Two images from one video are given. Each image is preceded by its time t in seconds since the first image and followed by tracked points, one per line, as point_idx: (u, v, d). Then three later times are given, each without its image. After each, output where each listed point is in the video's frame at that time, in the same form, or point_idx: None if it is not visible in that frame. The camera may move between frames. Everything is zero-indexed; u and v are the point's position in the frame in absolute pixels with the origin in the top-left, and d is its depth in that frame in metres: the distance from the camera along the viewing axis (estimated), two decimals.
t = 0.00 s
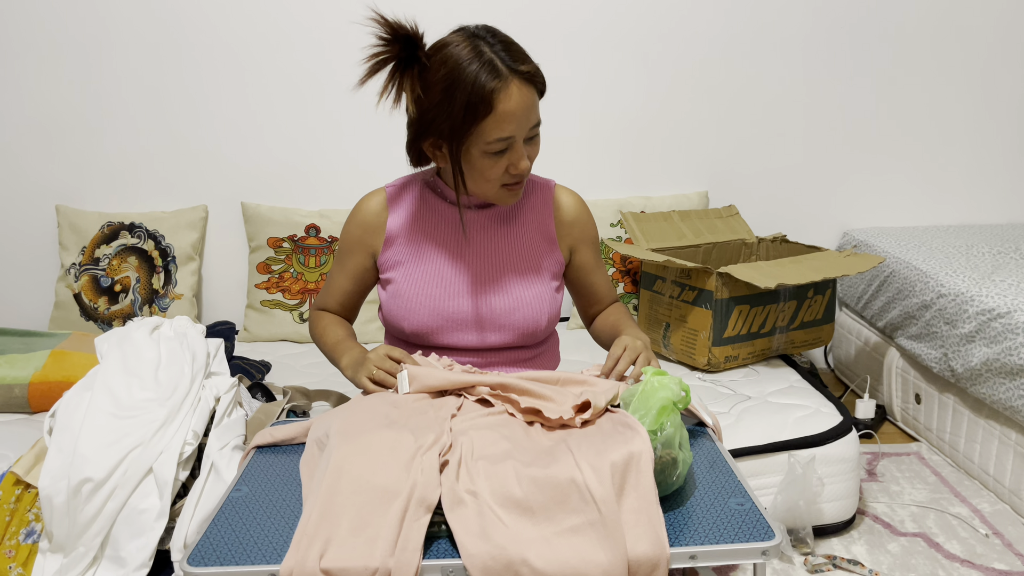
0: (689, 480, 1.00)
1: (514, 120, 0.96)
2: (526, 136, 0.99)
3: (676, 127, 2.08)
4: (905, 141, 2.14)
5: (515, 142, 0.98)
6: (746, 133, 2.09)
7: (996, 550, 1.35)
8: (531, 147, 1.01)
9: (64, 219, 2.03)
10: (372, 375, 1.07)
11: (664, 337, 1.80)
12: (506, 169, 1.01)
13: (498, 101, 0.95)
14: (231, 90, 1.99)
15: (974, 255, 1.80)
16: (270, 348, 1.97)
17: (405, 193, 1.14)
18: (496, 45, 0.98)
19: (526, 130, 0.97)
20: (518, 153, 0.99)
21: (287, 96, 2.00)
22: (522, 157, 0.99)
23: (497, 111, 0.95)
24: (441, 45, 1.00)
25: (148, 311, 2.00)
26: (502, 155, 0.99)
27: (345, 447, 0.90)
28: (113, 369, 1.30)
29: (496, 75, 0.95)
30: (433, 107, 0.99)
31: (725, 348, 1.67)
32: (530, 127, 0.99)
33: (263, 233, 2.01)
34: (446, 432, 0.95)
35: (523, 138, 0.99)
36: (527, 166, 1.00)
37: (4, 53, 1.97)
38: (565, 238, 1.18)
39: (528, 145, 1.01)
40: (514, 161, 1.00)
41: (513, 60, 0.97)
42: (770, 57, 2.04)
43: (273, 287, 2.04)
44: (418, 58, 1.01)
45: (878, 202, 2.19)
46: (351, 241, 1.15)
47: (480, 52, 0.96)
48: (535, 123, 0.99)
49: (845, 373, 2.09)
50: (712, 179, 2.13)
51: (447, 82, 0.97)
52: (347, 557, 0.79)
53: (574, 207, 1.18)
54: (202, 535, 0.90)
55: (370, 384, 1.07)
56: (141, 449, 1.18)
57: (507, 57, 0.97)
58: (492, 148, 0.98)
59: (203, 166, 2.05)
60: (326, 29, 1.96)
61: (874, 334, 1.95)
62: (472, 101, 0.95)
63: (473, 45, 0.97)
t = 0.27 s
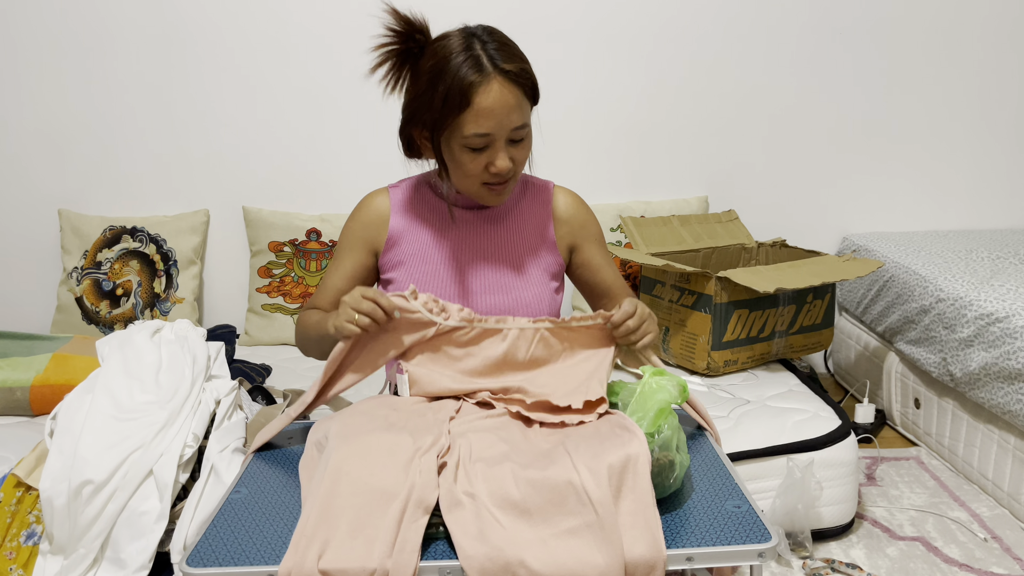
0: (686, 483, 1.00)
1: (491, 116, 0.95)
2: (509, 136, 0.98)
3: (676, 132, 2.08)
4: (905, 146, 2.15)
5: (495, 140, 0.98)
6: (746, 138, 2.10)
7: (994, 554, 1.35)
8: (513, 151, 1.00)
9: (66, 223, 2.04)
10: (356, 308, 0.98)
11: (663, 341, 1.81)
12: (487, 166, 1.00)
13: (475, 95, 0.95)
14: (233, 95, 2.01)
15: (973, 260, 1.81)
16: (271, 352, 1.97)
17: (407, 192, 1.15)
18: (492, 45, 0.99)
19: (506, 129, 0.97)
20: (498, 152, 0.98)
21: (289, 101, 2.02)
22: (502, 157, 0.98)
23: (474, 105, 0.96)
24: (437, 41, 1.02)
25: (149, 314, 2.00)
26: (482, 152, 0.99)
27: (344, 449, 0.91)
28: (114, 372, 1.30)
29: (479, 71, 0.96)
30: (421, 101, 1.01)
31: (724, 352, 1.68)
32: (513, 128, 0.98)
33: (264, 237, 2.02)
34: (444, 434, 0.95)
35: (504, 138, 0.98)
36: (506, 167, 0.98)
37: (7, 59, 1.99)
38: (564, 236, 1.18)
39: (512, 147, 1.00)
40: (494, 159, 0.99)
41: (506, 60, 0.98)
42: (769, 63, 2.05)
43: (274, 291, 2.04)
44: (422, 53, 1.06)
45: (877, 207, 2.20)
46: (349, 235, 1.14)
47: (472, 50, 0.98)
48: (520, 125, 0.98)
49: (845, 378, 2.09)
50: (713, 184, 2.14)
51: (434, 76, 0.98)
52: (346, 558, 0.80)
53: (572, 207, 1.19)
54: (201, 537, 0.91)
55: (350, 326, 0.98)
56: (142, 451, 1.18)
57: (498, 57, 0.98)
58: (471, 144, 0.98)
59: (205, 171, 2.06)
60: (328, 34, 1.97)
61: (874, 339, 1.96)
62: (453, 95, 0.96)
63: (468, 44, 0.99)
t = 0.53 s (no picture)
0: (687, 485, 1.01)
1: (463, 90, 0.99)
2: (484, 113, 1.01)
3: (677, 137, 2.09)
4: (905, 151, 2.16)
5: (469, 115, 1.01)
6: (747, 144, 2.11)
7: (995, 556, 1.35)
8: (491, 130, 1.02)
9: (69, 228, 2.05)
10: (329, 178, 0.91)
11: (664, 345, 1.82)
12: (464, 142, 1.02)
13: (450, 72, 1.00)
14: (236, 101, 2.02)
15: (973, 264, 1.81)
16: (273, 357, 1.98)
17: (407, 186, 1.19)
18: (480, 34, 1.04)
19: (479, 102, 0.99)
20: (473, 128, 1.01)
21: (292, 107, 2.02)
22: (476, 133, 1.00)
23: (448, 81, 1.00)
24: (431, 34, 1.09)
25: (153, 319, 2.01)
26: (458, 127, 1.02)
27: (346, 451, 0.91)
28: (118, 377, 1.31)
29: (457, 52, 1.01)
30: (410, 88, 1.07)
31: (725, 356, 1.68)
32: (488, 104, 1.00)
33: (267, 243, 2.03)
34: (446, 436, 0.96)
35: (479, 114, 1.00)
36: (480, 142, 1.00)
37: (12, 65, 2.00)
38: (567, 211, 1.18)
39: (490, 127, 1.02)
40: (469, 136, 1.01)
41: (488, 46, 1.03)
42: (770, 68, 2.06)
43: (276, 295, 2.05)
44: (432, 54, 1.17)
45: (877, 211, 2.21)
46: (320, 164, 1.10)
47: (457, 37, 1.04)
48: (496, 102, 1.00)
49: (846, 382, 2.10)
50: (713, 189, 2.14)
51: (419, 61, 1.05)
52: (348, 559, 0.80)
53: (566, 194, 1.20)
54: (205, 539, 0.92)
55: (320, 195, 0.91)
56: (145, 455, 1.19)
57: (481, 43, 1.03)
58: (446, 119, 1.01)
59: (208, 176, 2.07)
60: (330, 41, 1.98)
61: (874, 342, 1.96)
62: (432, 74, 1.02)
63: (456, 33, 1.05)
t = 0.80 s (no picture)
0: (683, 492, 1.01)
1: (447, 78, 1.04)
2: (468, 103, 1.05)
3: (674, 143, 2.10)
4: (901, 157, 2.16)
5: (453, 102, 1.04)
6: (744, 150, 2.12)
7: (993, 561, 1.35)
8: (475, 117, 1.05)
9: (67, 236, 2.05)
10: (292, 78, 0.88)
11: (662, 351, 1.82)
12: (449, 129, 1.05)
13: (437, 64, 1.05)
14: (234, 109, 2.02)
15: (970, 268, 1.81)
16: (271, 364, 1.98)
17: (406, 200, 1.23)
18: (470, 33, 1.11)
19: (462, 90, 1.03)
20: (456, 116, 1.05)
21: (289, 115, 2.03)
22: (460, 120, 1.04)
23: (434, 72, 1.05)
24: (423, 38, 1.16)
25: (150, 327, 2.01)
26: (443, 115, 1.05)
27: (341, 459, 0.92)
28: (115, 384, 1.31)
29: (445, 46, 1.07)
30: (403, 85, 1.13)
31: (722, 361, 1.68)
32: (472, 93, 1.04)
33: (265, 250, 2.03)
34: (442, 443, 0.96)
35: (463, 101, 1.04)
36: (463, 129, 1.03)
37: (11, 75, 2.01)
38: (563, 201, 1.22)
39: (475, 115, 1.05)
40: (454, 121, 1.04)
41: (476, 43, 1.10)
42: (766, 75, 2.06)
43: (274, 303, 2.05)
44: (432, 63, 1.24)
45: (874, 217, 2.21)
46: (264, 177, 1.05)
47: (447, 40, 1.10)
48: (479, 91, 1.04)
49: (844, 387, 2.10)
50: (710, 195, 2.15)
51: (410, 59, 1.12)
52: (342, 567, 0.80)
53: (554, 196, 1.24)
54: (200, 547, 0.91)
55: (284, 97, 0.88)
56: (141, 463, 1.18)
57: (469, 40, 1.10)
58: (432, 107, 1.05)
59: (206, 184, 2.07)
60: (327, 50, 1.99)
61: (872, 347, 1.96)
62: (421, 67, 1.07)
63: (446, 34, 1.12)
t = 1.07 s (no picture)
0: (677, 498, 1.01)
1: (436, 83, 1.03)
2: (457, 107, 1.04)
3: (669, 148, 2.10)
4: (896, 161, 2.16)
5: (441, 106, 1.04)
6: (739, 155, 2.12)
7: (990, 566, 1.35)
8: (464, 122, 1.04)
9: (62, 244, 2.05)
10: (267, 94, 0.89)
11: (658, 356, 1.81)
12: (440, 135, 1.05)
13: (427, 69, 1.05)
14: (228, 116, 2.02)
15: (965, 272, 1.82)
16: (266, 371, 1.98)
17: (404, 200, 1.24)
18: (461, 39, 1.11)
19: (451, 94, 1.02)
20: (446, 120, 1.04)
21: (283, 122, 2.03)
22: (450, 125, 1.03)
23: (425, 77, 1.04)
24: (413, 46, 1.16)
25: (145, 335, 2.01)
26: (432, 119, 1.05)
27: (333, 469, 0.91)
28: (107, 394, 1.31)
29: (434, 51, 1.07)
30: (394, 92, 1.13)
31: (718, 366, 1.68)
32: (462, 97, 1.03)
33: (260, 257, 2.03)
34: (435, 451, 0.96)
35: (452, 106, 1.03)
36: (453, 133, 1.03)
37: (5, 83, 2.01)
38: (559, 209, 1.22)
39: (464, 120, 1.05)
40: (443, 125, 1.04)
41: (466, 49, 1.10)
42: (760, 79, 2.06)
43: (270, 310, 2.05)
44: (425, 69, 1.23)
45: (870, 220, 2.21)
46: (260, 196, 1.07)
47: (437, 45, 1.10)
48: (468, 95, 1.03)
49: (840, 391, 2.10)
50: (705, 200, 2.15)
51: (401, 65, 1.12)
52: None
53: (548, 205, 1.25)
54: (192, 557, 0.90)
55: (259, 117, 0.90)
56: (134, 473, 1.18)
57: (460, 46, 1.10)
58: (421, 111, 1.04)
59: (200, 192, 2.07)
60: (322, 54, 1.99)
61: (868, 351, 1.96)
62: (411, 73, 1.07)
63: (436, 41, 1.12)
